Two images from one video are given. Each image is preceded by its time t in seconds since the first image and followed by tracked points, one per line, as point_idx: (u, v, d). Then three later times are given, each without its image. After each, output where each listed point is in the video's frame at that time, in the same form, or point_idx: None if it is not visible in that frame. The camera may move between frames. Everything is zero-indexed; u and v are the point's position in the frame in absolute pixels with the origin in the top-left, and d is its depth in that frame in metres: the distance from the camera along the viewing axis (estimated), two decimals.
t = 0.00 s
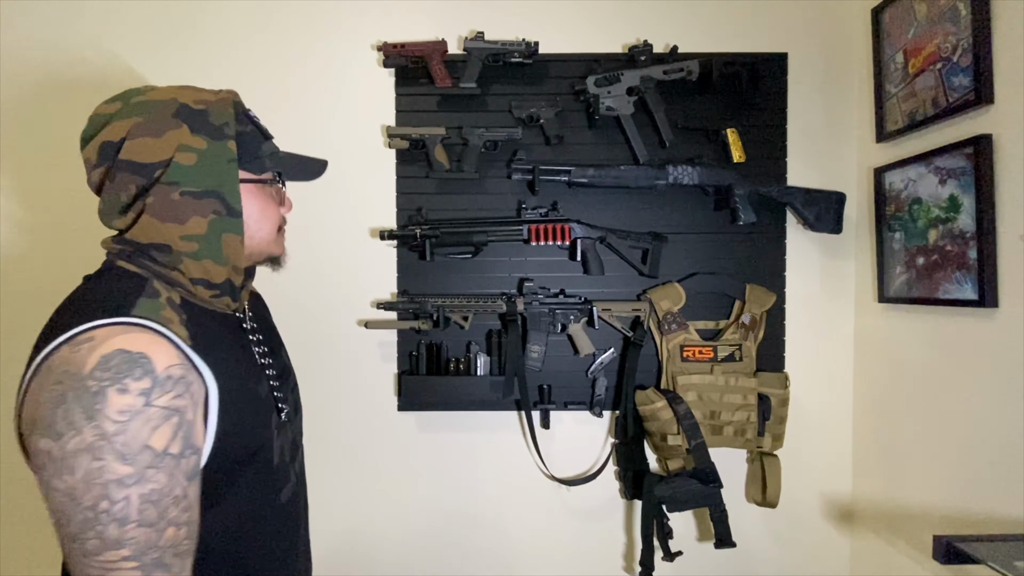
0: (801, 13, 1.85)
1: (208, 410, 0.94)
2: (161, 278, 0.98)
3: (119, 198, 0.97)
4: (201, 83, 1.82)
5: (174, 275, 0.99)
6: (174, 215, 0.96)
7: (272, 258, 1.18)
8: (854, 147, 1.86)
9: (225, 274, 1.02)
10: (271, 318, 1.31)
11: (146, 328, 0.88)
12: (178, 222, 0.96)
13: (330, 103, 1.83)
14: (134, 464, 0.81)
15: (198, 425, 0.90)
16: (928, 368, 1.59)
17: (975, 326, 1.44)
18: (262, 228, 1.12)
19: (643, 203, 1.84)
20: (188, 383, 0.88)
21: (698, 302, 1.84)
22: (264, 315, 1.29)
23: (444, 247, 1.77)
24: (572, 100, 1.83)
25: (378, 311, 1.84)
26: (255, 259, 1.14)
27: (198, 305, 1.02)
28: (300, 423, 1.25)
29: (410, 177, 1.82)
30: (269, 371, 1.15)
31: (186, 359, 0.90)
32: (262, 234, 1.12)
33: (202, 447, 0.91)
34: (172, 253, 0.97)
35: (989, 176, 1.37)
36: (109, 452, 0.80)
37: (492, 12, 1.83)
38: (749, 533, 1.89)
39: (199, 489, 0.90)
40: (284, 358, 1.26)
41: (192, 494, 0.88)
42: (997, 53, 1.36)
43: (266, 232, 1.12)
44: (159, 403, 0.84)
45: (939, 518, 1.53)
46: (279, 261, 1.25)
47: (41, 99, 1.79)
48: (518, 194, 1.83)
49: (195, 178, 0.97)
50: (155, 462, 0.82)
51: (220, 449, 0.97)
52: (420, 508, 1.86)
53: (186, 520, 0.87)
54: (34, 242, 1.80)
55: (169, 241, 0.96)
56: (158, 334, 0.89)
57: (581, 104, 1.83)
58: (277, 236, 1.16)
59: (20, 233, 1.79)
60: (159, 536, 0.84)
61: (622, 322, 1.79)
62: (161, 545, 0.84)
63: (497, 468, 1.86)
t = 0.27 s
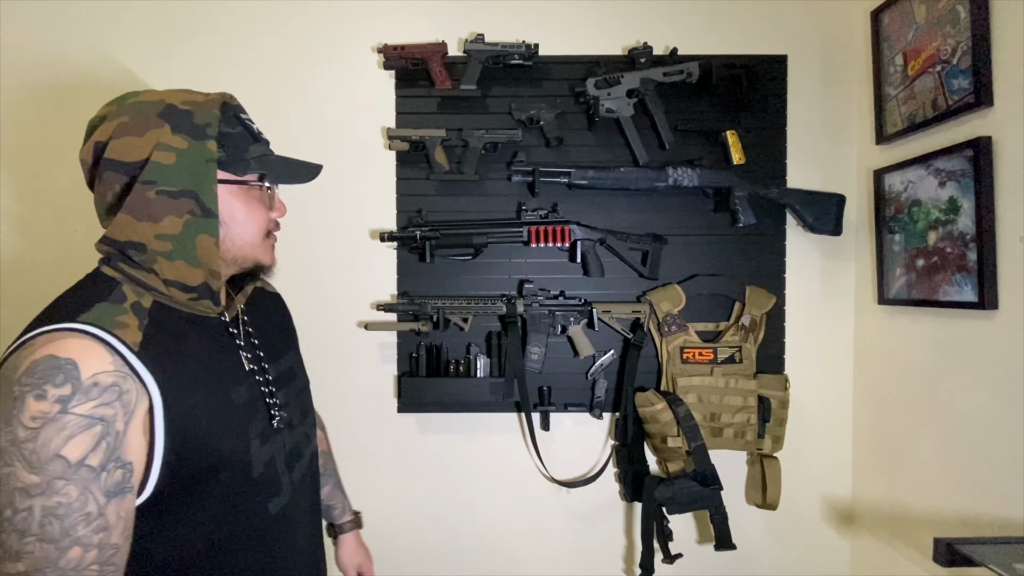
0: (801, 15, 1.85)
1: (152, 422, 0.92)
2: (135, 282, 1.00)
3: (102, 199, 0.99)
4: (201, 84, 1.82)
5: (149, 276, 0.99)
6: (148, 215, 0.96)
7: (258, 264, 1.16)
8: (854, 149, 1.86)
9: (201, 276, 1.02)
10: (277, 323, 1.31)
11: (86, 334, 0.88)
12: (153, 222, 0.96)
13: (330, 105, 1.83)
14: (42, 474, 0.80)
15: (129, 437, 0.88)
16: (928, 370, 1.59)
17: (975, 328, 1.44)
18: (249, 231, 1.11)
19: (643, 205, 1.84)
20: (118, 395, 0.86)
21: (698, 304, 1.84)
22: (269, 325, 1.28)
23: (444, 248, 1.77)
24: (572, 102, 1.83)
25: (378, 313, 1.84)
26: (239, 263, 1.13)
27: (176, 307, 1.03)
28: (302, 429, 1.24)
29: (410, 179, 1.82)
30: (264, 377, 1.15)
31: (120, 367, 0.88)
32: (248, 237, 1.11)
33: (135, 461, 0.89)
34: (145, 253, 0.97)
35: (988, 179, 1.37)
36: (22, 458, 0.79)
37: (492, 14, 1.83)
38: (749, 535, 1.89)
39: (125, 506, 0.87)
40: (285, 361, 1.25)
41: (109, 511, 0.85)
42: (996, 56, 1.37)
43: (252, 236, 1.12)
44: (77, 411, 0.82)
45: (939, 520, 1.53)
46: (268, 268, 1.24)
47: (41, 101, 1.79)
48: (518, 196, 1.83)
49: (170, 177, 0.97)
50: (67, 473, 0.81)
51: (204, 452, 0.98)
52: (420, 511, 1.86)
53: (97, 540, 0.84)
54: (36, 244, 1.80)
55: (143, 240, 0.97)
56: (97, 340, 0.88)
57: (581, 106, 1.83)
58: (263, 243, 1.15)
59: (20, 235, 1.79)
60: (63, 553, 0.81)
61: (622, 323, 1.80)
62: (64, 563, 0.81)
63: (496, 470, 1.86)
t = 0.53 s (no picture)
0: (801, 17, 1.86)
1: (138, 422, 0.92)
2: (148, 281, 1.01)
3: (125, 198, 1.01)
4: (201, 85, 1.82)
5: (162, 269, 1.00)
6: (167, 208, 0.98)
7: (270, 262, 1.14)
8: (854, 151, 1.87)
9: (213, 269, 1.02)
10: (300, 325, 1.29)
11: (79, 331, 0.88)
12: (171, 215, 0.98)
13: (330, 106, 1.83)
14: (24, 466, 0.80)
15: (112, 435, 0.88)
16: (928, 372, 1.59)
17: (976, 330, 1.44)
18: (261, 224, 1.10)
19: (643, 207, 1.84)
20: (101, 394, 0.86)
21: (698, 306, 1.84)
22: (290, 328, 1.26)
23: (444, 250, 1.77)
24: (572, 104, 1.83)
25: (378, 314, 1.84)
26: (252, 260, 1.11)
27: (187, 301, 1.03)
28: (315, 434, 1.21)
29: (410, 180, 1.82)
30: (270, 381, 1.14)
31: (107, 366, 0.88)
32: (261, 231, 1.10)
33: (117, 461, 0.88)
34: (161, 246, 0.99)
35: (988, 181, 1.37)
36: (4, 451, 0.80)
37: (493, 16, 1.83)
38: (749, 537, 1.89)
39: (103, 503, 0.87)
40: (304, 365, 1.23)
41: (86, 507, 0.85)
42: (996, 58, 1.37)
43: (265, 230, 1.10)
44: (58, 407, 0.82)
45: (939, 522, 1.53)
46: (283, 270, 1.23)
47: (40, 103, 1.79)
48: (518, 197, 1.83)
49: (192, 174, 0.99)
50: (46, 467, 0.81)
51: (195, 453, 0.98)
52: (419, 512, 1.85)
53: (71, 535, 0.84)
54: (35, 246, 1.80)
55: (161, 232, 0.98)
56: (87, 338, 0.88)
57: (581, 108, 1.83)
58: (276, 239, 1.14)
59: (17, 236, 1.79)
60: (37, 544, 0.81)
61: (622, 325, 1.80)
62: (38, 554, 0.82)
63: (497, 472, 1.86)
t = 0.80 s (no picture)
0: (800, 20, 1.86)
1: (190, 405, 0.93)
2: (212, 281, 1.02)
3: (195, 203, 1.02)
4: (200, 86, 1.82)
5: (224, 267, 1.01)
6: (235, 210, 0.99)
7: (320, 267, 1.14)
8: (853, 154, 1.87)
9: (270, 268, 1.03)
10: (345, 328, 1.27)
11: (140, 316, 0.89)
12: (239, 216, 0.99)
13: (330, 108, 1.83)
14: (88, 439, 0.81)
15: (167, 415, 0.89)
16: (927, 374, 1.59)
17: (975, 332, 1.44)
18: (313, 232, 1.09)
19: (643, 209, 1.84)
20: (161, 374, 0.88)
21: (698, 308, 1.84)
22: (336, 331, 1.24)
23: (444, 252, 1.77)
24: (572, 107, 1.83)
25: (378, 316, 1.84)
26: (304, 265, 1.11)
27: (243, 300, 1.04)
28: (354, 437, 1.18)
29: (410, 183, 1.82)
30: (313, 379, 1.12)
31: (167, 350, 0.90)
32: (314, 239, 1.09)
33: (171, 439, 0.90)
34: (227, 245, 1.00)
35: (987, 183, 1.37)
36: (69, 426, 0.81)
37: (492, 19, 1.84)
38: (749, 540, 1.88)
39: (157, 479, 0.88)
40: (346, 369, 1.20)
41: (142, 481, 0.86)
42: (995, 61, 1.37)
43: (318, 239, 1.10)
44: (121, 386, 0.83)
45: (939, 524, 1.53)
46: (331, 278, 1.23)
47: (38, 107, 1.79)
48: (518, 199, 1.83)
49: (261, 180, 1.00)
50: (109, 442, 0.82)
51: (235, 443, 0.97)
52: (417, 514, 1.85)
53: (127, 507, 0.84)
54: (29, 246, 1.78)
55: (228, 232, 0.99)
56: (150, 324, 0.89)
57: (581, 110, 1.83)
58: (329, 247, 1.13)
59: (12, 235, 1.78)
60: (95, 514, 0.82)
61: (622, 327, 1.80)
62: (95, 524, 0.82)
63: (497, 474, 1.85)
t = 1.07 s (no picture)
0: (798, 24, 1.87)
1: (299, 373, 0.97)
2: (299, 277, 1.05)
3: (284, 211, 1.06)
4: (200, 90, 1.83)
5: (309, 266, 1.04)
6: (325, 216, 1.04)
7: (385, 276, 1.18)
8: (852, 157, 1.87)
9: (350, 269, 1.07)
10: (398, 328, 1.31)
11: (251, 295, 0.95)
12: (328, 221, 1.04)
13: (329, 111, 1.84)
14: (221, 397, 0.86)
15: (286, 378, 0.93)
16: (926, 377, 1.59)
17: (973, 335, 1.44)
18: (384, 244, 1.14)
19: (642, 212, 1.85)
20: (278, 340, 0.92)
21: (698, 311, 1.84)
22: (393, 331, 1.28)
23: (444, 254, 1.78)
24: (571, 110, 1.84)
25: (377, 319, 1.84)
26: (373, 272, 1.15)
27: (324, 298, 1.06)
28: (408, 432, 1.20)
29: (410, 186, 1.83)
30: (379, 373, 1.15)
31: (279, 321, 0.95)
32: (383, 249, 1.14)
33: (289, 400, 0.94)
34: (315, 247, 1.04)
35: (986, 187, 1.38)
36: (203, 387, 0.86)
37: (492, 22, 1.84)
38: (748, 542, 1.88)
39: (280, 435, 0.92)
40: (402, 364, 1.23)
41: (269, 436, 0.90)
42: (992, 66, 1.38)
43: (387, 249, 1.14)
44: (246, 351, 0.88)
45: (938, 527, 1.53)
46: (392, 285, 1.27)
47: (40, 111, 1.80)
48: (517, 202, 1.84)
49: (350, 192, 1.06)
50: (240, 400, 0.87)
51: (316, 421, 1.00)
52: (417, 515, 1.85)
53: (257, 459, 0.88)
54: (31, 248, 1.80)
55: (316, 236, 1.04)
56: (260, 300, 0.95)
57: (581, 113, 1.84)
58: (395, 257, 1.18)
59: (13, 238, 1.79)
60: (228, 463, 0.86)
61: (622, 330, 1.80)
62: (228, 472, 0.86)
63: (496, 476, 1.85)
